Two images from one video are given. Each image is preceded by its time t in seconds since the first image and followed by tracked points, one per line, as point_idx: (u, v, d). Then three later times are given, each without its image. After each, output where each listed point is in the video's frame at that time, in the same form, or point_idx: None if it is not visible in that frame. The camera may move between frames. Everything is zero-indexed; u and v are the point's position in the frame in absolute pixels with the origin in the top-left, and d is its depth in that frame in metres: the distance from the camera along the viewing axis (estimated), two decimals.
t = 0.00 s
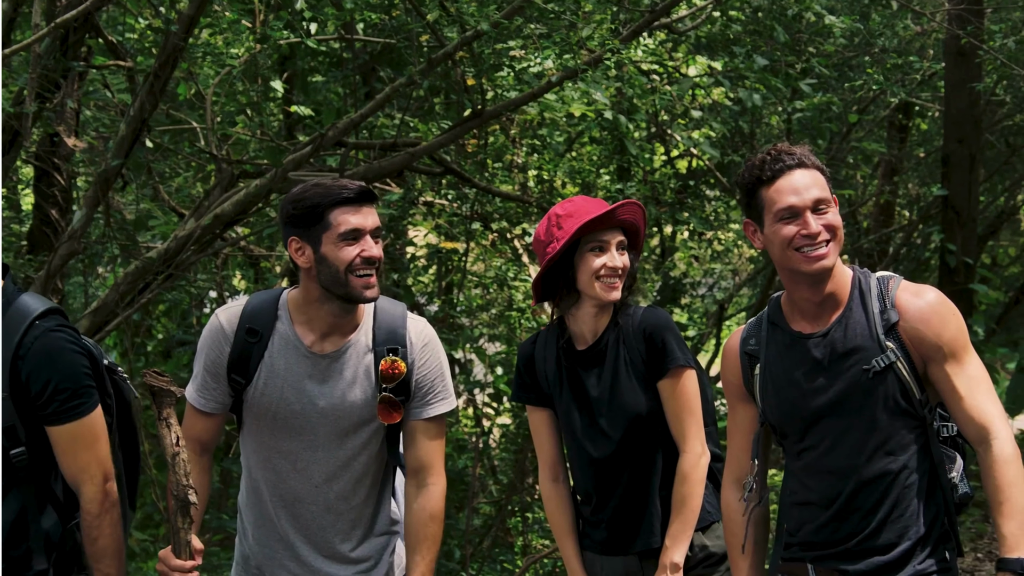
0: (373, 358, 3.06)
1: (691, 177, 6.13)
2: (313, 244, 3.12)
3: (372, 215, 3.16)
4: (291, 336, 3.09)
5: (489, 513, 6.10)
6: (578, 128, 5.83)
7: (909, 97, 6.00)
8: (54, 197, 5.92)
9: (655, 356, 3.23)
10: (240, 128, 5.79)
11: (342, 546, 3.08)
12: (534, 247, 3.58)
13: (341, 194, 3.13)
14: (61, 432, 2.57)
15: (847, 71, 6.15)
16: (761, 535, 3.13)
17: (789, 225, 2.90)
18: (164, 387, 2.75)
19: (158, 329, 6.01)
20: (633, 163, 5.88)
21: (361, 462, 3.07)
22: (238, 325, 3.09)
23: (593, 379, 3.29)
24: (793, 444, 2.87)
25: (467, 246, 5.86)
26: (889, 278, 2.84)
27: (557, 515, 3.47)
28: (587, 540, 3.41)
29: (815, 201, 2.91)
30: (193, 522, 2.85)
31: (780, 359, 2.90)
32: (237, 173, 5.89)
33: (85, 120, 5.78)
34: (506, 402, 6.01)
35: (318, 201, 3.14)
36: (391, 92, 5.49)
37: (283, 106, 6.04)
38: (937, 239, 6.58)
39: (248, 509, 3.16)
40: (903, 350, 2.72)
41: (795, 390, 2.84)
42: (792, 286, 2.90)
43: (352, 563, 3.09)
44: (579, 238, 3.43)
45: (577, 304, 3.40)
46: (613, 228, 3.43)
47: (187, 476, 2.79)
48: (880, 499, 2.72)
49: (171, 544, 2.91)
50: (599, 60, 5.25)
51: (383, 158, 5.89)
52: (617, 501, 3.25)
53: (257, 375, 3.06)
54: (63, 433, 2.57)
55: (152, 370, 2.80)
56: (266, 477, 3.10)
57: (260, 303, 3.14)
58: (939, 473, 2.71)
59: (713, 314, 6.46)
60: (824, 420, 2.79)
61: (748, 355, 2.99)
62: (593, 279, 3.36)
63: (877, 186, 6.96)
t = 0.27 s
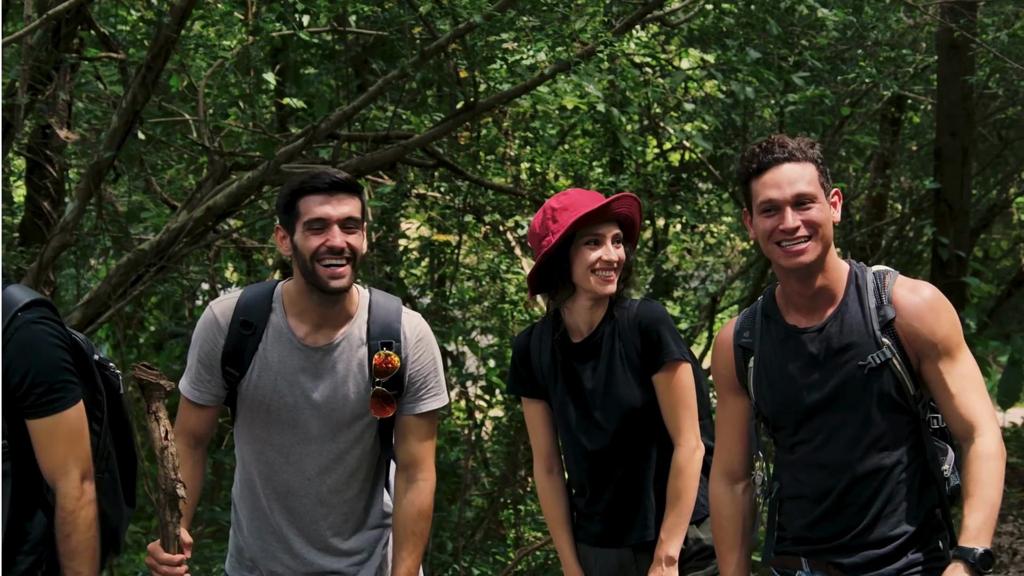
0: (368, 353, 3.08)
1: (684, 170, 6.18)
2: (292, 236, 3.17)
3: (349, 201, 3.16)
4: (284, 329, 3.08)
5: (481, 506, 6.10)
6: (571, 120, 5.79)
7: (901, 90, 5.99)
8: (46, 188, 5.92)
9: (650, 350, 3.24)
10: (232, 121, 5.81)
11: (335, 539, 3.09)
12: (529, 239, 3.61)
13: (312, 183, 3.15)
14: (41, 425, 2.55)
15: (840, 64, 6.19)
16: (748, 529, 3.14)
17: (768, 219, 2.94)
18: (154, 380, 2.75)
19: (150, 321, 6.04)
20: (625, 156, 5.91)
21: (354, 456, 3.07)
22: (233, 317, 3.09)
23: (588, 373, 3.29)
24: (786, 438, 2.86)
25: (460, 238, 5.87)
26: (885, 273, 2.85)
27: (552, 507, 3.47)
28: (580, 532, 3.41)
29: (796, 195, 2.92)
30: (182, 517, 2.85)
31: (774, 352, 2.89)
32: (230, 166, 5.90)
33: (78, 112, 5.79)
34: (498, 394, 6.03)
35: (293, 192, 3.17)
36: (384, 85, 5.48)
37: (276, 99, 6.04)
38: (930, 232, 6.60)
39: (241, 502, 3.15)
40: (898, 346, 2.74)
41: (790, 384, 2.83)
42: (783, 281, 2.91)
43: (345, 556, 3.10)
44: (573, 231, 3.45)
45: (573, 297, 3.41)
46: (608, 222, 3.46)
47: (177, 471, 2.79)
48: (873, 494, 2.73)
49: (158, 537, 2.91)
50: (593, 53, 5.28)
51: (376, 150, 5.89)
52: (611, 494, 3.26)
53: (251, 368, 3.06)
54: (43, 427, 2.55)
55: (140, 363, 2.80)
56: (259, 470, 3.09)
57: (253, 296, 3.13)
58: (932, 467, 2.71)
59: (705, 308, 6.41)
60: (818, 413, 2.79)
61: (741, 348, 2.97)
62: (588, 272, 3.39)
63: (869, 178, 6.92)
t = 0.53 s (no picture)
0: (364, 345, 3.07)
1: (680, 163, 6.20)
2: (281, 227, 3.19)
3: (326, 189, 3.13)
4: (281, 320, 3.08)
5: (477, 499, 6.11)
6: (566, 114, 5.89)
7: (896, 85, 6.15)
8: (41, 180, 5.92)
9: (648, 344, 3.24)
10: (228, 113, 5.81)
11: (330, 532, 3.09)
12: (529, 229, 3.60)
13: (290, 174, 3.15)
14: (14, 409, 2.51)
15: (836, 57, 6.19)
16: (740, 524, 3.12)
17: (762, 210, 2.93)
18: (150, 375, 2.70)
19: (145, 313, 6.06)
20: (621, 149, 5.91)
21: (349, 449, 3.07)
22: (231, 308, 3.09)
23: (586, 366, 3.29)
24: (782, 431, 2.86)
25: (455, 231, 5.81)
26: (885, 267, 2.85)
27: (549, 499, 3.47)
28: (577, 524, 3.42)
29: (790, 186, 2.91)
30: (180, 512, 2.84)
31: (772, 345, 2.89)
32: (225, 157, 5.82)
33: (74, 104, 5.78)
34: (494, 387, 6.02)
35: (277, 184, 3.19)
36: (379, 77, 5.48)
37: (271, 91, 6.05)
38: (925, 225, 6.66)
39: (237, 493, 3.16)
40: (897, 340, 2.74)
41: (788, 376, 2.83)
42: (781, 273, 2.92)
43: (340, 548, 3.11)
44: (573, 222, 3.45)
45: (571, 289, 3.41)
46: (608, 214, 3.45)
47: (173, 466, 2.76)
48: (870, 488, 2.74)
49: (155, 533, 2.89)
50: (589, 45, 5.23)
51: (371, 142, 5.88)
52: (607, 488, 3.26)
53: (248, 359, 3.06)
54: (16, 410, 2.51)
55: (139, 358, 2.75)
56: (255, 463, 3.09)
57: (251, 287, 3.13)
58: (928, 461, 2.73)
59: (701, 300, 6.48)
60: (815, 405, 2.79)
61: (738, 340, 2.97)
62: (588, 264, 3.38)
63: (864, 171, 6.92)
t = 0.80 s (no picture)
0: (362, 340, 3.07)
1: (677, 160, 6.22)
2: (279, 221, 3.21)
3: (318, 183, 3.14)
4: (280, 315, 3.08)
5: (473, 496, 6.12)
6: (564, 111, 5.91)
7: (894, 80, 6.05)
8: (39, 176, 5.93)
9: (648, 342, 3.23)
10: (226, 109, 5.81)
11: (327, 528, 3.08)
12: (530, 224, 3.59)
13: (284, 168, 3.17)
14: None
15: (834, 54, 6.22)
16: (737, 520, 3.14)
17: (763, 206, 2.94)
18: (155, 373, 2.70)
19: (142, 309, 6.03)
20: (619, 146, 5.94)
21: (346, 444, 3.06)
22: (230, 302, 3.09)
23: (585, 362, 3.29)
24: (781, 430, 2.86)
25: (453, 227, 5.81)
26: (886, 266, 2.86)
27: (546, 495, 3.45)
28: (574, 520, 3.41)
29: (792, 181, 2.91)
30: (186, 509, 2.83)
31: (772, 343, 2.90)
32: (223, 154, 5.88)
33: (71, 100, 5.77)
34: (491, 384, 6.02)
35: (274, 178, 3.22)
36: (377, 73, 5.47)
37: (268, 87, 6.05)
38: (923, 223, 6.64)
39: (234, 489, 3.14)
40: (899, 340, 2.75)
41: (788, 375, 2.83)
42: (781, 270, 2.92)
43: (337, 545, 3.10)
44: (572, 217, 3.44)
45: (570, 284, 3.41)
46: (607, 209, 3.44)
47: (179, 463, 2.77)
48: (870, 489, 2.74)
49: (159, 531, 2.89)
50: (587, 41, 5.23)
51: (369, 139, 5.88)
52: (605, 485, 3.26)
53: (247, 354, 3.06)
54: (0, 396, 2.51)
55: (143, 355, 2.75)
56: (252, 458, 3.08)
57: (251, 282, 3.14)
58: (928, 461, 2.73)
59: (698, 297, 6.52)
60: (815, 403, 2.79)
61: (738, 337, 2.97)
62: (586, 259, 3.38)
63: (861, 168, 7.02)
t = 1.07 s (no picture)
0: (362, 336, 3.07)
1: (676, 159, 6.23)
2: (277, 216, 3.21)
3: (316, 177, 3.15)
4: (279, 311, 3.08)
5: (472, 495, 6.12)
6: (562, 109, 5.94)
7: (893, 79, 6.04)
8: (38, 175, 5.94)
9: (652, 346, 3.23)
10: (224, 108, 5.81)
11: (326, 527, 3.07)
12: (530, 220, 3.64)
13: (283, 163, 3.17)
14: None
15: (832, 52, 6.28)
16: (739, 520, 3.14)
17: (768, 204, 2.93)
18: (167, 373, 2.64)
19: (141, 309, 6.03)
20: (617, 145, 5.95)
21: (346, 441, 3.06)
22: (230, 299, 3.08)
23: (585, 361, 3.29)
24: (782, 432, 2.87)
25: (451, 226, 5.87)
26: (890, 268, 2.86)
27: (547, 491, 3.47)
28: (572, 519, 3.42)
29: (797, 179, 2.92)
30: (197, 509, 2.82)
31: (774, 343, 2.90)
32: (222, 152, 5.91)
33: (70, 98, 5.77)
34: (489, 383, 6.02)
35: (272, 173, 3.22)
36: (375, 73, 5.47)
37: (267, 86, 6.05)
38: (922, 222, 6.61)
39: (232, 487, 3.13)
40: (903, 343, 2.75)
41: (791, 376, 2.83)
42: (786, 269, 2.94)
43: (335, 543, 3.09)
44: (562, 211, 3.47)
45: (568, 283, 3.41)
46: (597, 205, 3.44)
47: (191, 463, 2.74)
48: (871, 492, 2.74)
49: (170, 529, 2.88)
50: (585, 41, 5.24)
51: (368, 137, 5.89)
52: (602, 485, 3.25)
53: (247, 351, 3.05)
54: None
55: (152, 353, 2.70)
56: (251, 454, 3.07)
57: (250, 279, 3.13)
58: (930, 464, 2.74)
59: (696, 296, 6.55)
60: (817, 405, 2.79)
61: (740, 338, 2.98)
62: (576, 254, 3.41)
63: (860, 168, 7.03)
